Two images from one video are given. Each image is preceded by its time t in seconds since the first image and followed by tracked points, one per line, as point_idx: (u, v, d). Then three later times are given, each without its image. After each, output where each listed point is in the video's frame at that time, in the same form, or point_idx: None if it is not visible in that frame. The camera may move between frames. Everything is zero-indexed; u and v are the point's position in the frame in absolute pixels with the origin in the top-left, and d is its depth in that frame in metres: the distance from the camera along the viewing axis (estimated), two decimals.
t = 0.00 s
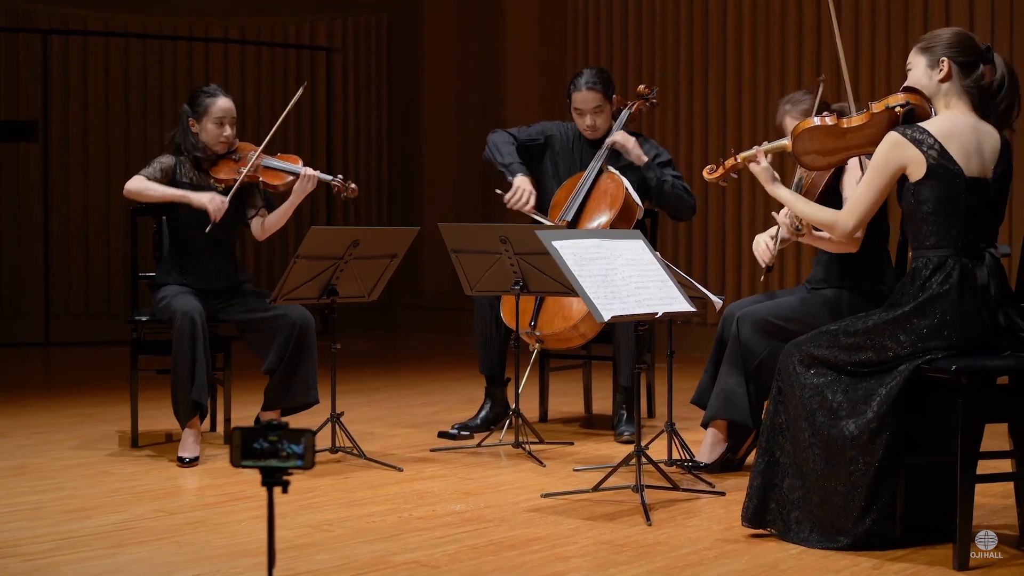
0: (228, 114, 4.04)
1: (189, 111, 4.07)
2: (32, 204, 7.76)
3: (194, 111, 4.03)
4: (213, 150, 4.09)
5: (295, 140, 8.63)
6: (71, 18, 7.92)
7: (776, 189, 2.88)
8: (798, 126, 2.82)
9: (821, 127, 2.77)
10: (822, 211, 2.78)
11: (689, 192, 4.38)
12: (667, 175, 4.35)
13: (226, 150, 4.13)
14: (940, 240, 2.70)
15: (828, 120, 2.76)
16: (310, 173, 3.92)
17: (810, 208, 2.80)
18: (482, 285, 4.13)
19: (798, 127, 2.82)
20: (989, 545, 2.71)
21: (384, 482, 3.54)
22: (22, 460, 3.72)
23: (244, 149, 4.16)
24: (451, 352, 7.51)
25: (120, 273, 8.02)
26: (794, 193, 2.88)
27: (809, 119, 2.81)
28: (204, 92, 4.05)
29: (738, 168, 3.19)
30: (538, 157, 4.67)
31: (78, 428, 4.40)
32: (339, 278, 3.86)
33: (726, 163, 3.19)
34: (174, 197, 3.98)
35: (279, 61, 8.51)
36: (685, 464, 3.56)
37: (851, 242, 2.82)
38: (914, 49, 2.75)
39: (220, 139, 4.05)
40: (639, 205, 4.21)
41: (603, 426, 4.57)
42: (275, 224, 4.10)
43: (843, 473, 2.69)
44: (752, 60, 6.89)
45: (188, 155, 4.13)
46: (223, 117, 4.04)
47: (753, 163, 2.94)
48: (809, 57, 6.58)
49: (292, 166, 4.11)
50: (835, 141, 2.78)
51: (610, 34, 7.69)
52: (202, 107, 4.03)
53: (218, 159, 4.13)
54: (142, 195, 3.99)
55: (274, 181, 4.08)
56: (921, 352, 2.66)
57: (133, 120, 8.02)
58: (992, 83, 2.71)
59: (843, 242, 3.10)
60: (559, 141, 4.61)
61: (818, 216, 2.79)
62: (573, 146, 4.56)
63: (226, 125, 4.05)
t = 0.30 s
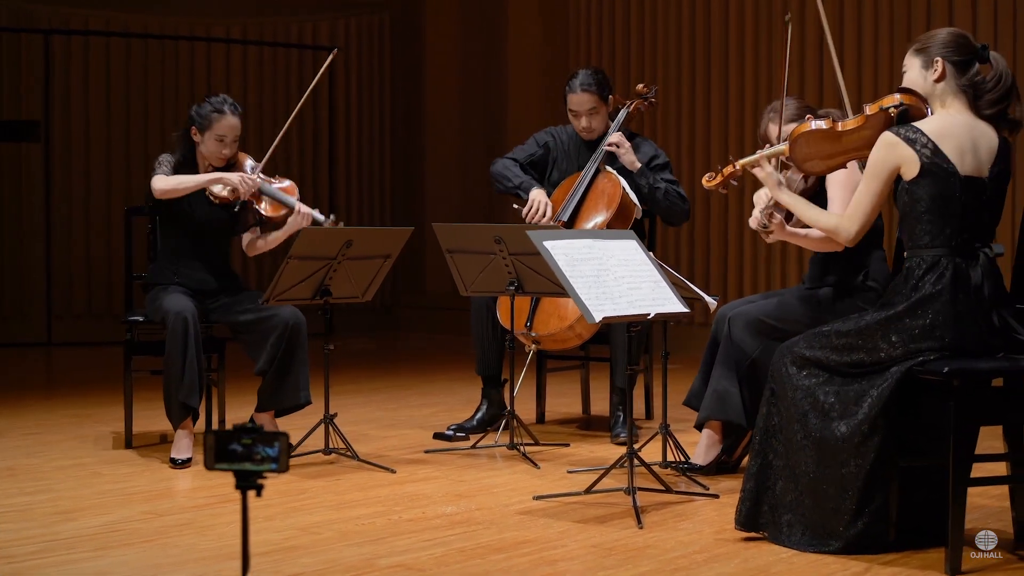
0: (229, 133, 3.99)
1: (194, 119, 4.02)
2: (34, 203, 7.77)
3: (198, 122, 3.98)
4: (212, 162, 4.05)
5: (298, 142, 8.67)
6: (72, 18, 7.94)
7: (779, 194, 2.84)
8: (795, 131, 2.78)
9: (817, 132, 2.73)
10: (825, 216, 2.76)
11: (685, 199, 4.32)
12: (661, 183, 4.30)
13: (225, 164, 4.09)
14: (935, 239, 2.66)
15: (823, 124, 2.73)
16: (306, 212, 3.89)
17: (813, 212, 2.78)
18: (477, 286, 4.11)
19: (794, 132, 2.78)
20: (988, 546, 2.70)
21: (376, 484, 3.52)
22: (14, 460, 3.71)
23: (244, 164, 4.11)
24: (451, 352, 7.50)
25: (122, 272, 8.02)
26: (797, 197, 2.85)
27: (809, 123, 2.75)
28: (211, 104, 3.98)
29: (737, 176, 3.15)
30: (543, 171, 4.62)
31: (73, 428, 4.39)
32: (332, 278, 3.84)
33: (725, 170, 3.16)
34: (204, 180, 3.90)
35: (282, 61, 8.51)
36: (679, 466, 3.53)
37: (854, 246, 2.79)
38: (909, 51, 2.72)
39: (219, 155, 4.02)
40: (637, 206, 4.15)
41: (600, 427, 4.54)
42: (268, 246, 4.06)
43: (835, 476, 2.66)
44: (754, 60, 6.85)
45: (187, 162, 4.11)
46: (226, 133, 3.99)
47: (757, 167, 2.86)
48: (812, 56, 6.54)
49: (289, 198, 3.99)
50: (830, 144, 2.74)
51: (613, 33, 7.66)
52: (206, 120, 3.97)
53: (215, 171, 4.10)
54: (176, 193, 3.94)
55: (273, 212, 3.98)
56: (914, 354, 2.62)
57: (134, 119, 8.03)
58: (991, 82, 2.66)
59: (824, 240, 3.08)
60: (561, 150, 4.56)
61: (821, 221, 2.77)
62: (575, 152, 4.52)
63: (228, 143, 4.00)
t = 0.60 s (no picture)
0: (237, 116, 3.96)
1: (200, 108, 3.99)
2: (37, 202, 7.79)
3: (205, 108, 3.95)
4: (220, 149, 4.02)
5: (302, 142, 8.68)
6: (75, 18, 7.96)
7: (781, 173, 2.82)
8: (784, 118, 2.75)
9: (801, 122, 2.71)
10: (820, 204, 2.75)
11: (677, 191, 4.33)
12: (652, 178, 4.30)
13: (232, 152, 4.06)
14: (924, 243, 2.64)
15: (811, 114, 2.69)
16: (329, 192, 3.83)
17: (809, 197, 2.77)
18: (473, 286, 4.10)
19: (783, 119, 2.75)
20: (989, 544, 2.68)
21: (370, 486, 3.51)
22: (9, 460, 3.70)
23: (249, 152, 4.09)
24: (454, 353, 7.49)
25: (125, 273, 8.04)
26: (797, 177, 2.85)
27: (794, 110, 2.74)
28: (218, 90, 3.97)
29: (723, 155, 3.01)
30: (528, 171, 4.62)
31: (72, 428, 4.38)
32: (327, 279, 3.82)
33: (711, 150, 3.00)
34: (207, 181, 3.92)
35: (287, 61, 8.51)
36: (675, 468, 3.51)
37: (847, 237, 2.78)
38: (909, 37, 2.64)
39: (229, 139, 3.99)
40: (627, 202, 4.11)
41: (599, 429, 4.51)
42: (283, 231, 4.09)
43: (828, 479, 2.62)
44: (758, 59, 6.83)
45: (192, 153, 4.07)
46: (234, 117, 3.97)
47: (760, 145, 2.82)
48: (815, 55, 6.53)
49: (297, 179, 3.97)
50: (820, 132, 2.72)
51: (616, 33, 7.64)
52: (214, 105, 3.95)
53: (223, 160, 4.06)
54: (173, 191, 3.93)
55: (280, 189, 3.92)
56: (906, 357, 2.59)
57: (138, 120, 8.04)
58: (991, 78, 2.60)
59: (808, 227, 3.16)
60: (547, 151, 4.56)
61: (814, 208, 2.76)
62: (562, 152, 4.52)
63: (236, 126, 3.98)
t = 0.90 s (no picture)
0: (227, 111, 4.01)
1: (190, 107, 4.04)
2: (46, 200, 7.83)
3: (195, 106, 4.00)
4: (211, 146, 4.04)
5: (311, 142, 8.70)
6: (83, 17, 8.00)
7: (778, 164, 2.73)
8: (785, 106, 2.64)
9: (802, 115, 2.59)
10: (816, 197, 2.66)
11: (670, 178, 4.41)
12: (644, 169, 4.35)
13: (222, 149, 4.08)
14: (924, 243, 2.60)
15: (811, 105, 2.57)
16: (315, 168, 3.81)
17: (804, 190, 2.68)
18: (475, 285, 4.08)
19: (784, 107, 2.64)
20: (989, 544, 2.67)
21: (369, 485, 3.49)
22: (10, 459, 3.70)
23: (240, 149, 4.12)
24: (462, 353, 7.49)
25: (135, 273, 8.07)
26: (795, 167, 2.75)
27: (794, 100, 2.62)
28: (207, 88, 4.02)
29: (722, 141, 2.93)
30: (518, 170, 4.66)
31: (75, 427, 4.38)
32: (328, 278, 3.81)
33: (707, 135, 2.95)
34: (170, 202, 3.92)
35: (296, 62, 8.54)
36: (676, 468, 3.48)
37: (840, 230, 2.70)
38: (913, 31, 2.61)
39: (218, 135, 4.01)
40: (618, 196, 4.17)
41: (603, 429, 4.49)
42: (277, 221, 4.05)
43: (826, 479, 2.59)
44: (768, 56, 6.81)
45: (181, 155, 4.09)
46: (225, 113, 4.01)
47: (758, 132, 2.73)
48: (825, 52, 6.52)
49: (288, 162, 3.97)
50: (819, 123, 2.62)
51: (624, 33, 7.64)
52: (204, 103, 4.00)
53: (214, 156, 4.08)
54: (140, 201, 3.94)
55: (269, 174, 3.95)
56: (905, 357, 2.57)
57: (147, 120, 8.08)
58: (996, 74, 2.55)
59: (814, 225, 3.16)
60: (537, 151, 4.63)
61: (810, 200, 2.66)
62: (552, 149, 4.59)
63: (226, 122, 4.01)
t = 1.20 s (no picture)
0: (227, 112, 4.02)
1: (190, 107, 4.05)
2: (58, 199, 7.87)
3: (195, 106, 4.01)
4: (210, 146, 4.06)
5: (323, 141, 8.71)
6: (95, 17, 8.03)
7: (788, 165, 2.68)
8: (796, 104, 2.61)
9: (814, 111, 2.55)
10: (826, 197, 2.61)
11: (674, 174, 4.37)
12: (647, 164, 4.34)
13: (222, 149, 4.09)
14: (935, 242, 2.55)
15: (824, 102, 2.53)
16: (311, 171, 3.80)
17: (814, 189, 2.64)
18: (481, 285, 4.05)
19: (795, 104, 2.60)
20: (989, 543, 2.65)
21: (373, 486, 3.47)
22: (14, 459, 3.69)
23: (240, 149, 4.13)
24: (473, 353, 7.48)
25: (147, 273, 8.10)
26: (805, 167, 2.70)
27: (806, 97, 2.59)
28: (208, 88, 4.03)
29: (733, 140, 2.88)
30: (520, 170, 4.66)
31: (82, 427, 4.38)
32: (333, 277, 3.79)
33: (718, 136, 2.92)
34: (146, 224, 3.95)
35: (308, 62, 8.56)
36: (682, 470, 3.45)
37: (849, 233, 2.66)
38: (924, 30, 2.58)
39: (218, 135, 4.02)
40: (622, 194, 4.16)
41: (611, 429, 4.46)
42: (278, 223, 4.05)
43: (831, 482, 2.56)
44: (780, 54, 6.77)
45: (182, 156, 4.12)
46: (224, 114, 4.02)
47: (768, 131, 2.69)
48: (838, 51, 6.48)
49: (287, 163, 3.96)
50: (830, 122, 2.59)
51: (636, 32, 7.62)
52: (203, 103, 4.01)
53: (214, 156, 4.10)
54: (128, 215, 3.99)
55: (266, 176, 3.96)
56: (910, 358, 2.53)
57: (158, 120, 8.11)
58: (1009, 72, 2.54)
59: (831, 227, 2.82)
60: (539, 152, 4.61)
61: (821, 201, 2.62)
62: (555, 150, 4.56)
63: (225, 123, 4.03)
